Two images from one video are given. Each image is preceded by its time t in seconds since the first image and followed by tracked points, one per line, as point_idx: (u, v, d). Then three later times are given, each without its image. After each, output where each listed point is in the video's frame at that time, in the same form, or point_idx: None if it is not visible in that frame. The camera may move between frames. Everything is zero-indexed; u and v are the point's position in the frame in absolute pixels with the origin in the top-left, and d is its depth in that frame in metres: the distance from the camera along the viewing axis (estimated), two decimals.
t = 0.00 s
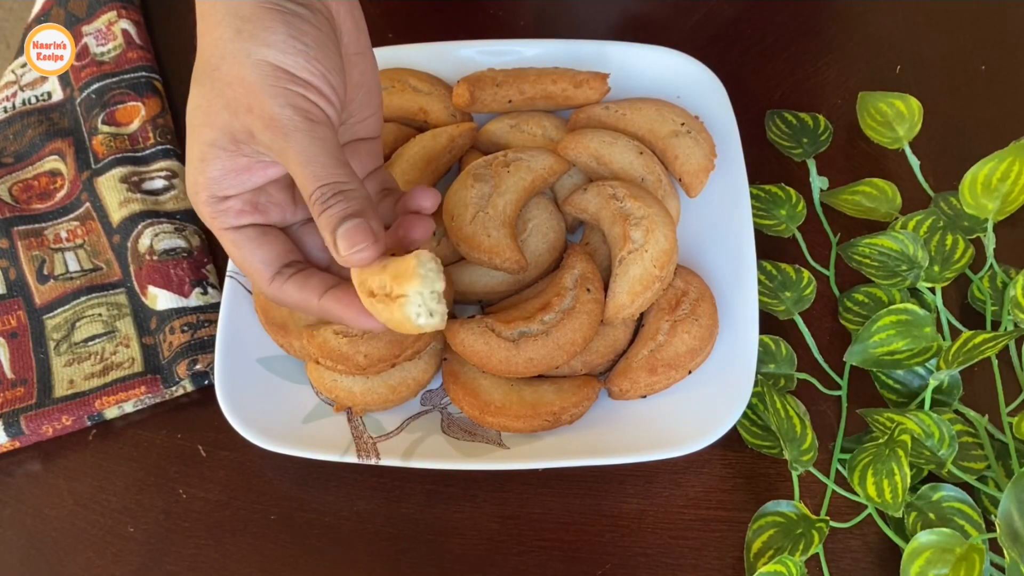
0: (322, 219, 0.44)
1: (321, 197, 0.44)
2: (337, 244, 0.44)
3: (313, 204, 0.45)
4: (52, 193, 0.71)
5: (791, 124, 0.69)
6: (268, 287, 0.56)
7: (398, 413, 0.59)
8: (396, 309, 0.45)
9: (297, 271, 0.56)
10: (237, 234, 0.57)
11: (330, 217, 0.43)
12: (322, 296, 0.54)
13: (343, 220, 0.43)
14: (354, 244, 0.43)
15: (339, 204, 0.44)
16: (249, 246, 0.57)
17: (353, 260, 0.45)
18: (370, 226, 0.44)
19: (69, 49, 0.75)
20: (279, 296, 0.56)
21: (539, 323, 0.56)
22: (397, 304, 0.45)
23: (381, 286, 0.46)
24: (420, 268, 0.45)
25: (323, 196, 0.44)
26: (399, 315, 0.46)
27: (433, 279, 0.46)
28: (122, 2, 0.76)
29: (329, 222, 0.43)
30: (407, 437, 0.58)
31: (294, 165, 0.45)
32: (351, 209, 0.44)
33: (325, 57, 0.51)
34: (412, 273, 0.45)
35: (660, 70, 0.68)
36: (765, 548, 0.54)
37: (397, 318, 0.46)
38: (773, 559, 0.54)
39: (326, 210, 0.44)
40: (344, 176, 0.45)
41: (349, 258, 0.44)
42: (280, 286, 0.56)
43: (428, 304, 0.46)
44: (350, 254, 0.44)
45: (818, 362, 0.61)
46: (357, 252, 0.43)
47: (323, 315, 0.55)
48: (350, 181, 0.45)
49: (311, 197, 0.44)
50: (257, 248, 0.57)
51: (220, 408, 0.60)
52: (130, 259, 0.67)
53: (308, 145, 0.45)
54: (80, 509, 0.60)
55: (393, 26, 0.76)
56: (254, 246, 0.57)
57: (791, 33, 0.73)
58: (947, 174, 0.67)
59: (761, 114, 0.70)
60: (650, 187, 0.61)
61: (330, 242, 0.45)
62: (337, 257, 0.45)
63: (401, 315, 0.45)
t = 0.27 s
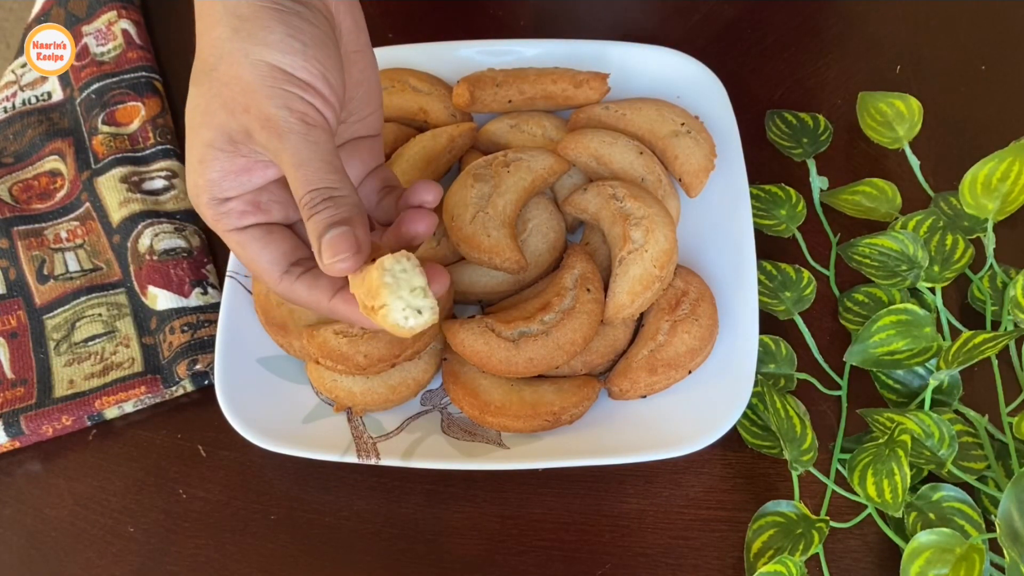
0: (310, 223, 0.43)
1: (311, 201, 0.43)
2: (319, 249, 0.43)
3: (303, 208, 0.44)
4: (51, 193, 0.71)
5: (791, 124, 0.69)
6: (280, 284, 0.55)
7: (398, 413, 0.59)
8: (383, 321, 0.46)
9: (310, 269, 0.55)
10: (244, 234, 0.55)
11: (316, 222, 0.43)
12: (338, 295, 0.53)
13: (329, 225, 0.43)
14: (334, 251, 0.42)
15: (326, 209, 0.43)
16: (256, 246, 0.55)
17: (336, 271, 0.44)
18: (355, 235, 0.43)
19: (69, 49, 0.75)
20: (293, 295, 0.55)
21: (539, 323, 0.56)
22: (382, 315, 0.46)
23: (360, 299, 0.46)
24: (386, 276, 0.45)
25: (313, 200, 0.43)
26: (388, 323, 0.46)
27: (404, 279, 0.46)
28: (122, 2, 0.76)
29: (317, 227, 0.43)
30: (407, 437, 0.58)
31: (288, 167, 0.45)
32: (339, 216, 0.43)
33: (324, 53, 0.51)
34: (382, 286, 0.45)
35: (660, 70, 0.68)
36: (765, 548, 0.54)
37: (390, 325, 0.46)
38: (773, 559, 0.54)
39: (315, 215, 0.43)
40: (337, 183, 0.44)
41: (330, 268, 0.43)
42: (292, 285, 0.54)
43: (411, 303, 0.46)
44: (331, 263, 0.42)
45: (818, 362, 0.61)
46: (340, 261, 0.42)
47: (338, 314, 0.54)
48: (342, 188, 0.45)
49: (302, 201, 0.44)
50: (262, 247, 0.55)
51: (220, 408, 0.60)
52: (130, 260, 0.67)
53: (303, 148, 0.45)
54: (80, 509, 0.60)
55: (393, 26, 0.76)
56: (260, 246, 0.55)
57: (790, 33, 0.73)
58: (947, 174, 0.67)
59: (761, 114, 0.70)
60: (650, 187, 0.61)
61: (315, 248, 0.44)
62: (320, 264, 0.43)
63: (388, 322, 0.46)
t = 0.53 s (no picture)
0: (305, 204, 0.43)
1: (305, 182, 0.43)
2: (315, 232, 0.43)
3: (295, 190, 0.44)
4: (52, 193, 0.71)
5: (791, 124, 0.69)
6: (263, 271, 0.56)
7: (398, 414, 0.59)
8: (375, 304, 0.46)
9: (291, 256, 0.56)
10: (231, 216, 0.56)
11: (310, 204, 0.43)
12: (318, 281, 0.54)
13: (323, 207, 0.43)
14: (329, 234, 0.42)
15: (319, 192, 0.43)
16: (243, 228, 0.56)
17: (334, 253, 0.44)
18: (349, 217, 0.43)
19: (69, 49, 0.75)
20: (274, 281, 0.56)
21: (539, 323, 0.56)
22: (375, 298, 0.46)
23: (355, 278, 0.46)
24: (385, 259, 0.45)
25: (307, 181, 0.43)
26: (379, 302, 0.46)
27: (405, 262, 0.46)
28: (122, 2, 0.76)
29: (311, 208, 0.43)
30: (407, 437, 0.58)
31: (280, 148, 0.45)
32: (333, 197, 0.43)
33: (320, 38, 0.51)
34: (379, 269, 0.45)
35: (660, 70, 0.68)
36: (765, 548, 0.54)
37: (380, 305, 0.46)
38: (773, 559, 0.54)
39: (307, 197, 0.43)
40: (330, 164, 0.44)
41: (327, 250, 0.44)
42: (274, 270, 0.55)
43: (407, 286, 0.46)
44: (327, 245, 0.43)
45: (819, 362, 0.61)
46: (336, 243, 0.43)
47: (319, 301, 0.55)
48: (335, 170, 0.45)
49: (294, 183, 0.44)
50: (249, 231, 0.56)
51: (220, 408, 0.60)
52: (130, 260, 0.67)
53: (296, 129, 0.45)
54: (80, 509, 0.60)
55: (393, 26, 0.76)
56: (246, 229, 0.56)
57: (790, 33, 0.73)
58: (947, 174, 0.67)
59: (761, 114, 0.70)
60: (650, 187, 0.61)
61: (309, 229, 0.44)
62: (315, 245, 0.44)
63: (381, 302, 0.46)
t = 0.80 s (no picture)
0: (313, 159, 0.45)
1: (310, 137, 0.45)
2: (328, 186, 0.45)
3: (299, 144, 0.46)
4: (52, 193, 0.71)
5: (791, 124, 0.69)
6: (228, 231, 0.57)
7: (398, 414, 0.59)
8: (385, 252, 0.49)
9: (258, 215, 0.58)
10: (206, 173, 0.57)
11: (319, 157, 0.45)
12: (287, 238, 0.56)
13: (333, 161, 0.45)
14: (345, 186, 0.45)
15: (327, 146, 0.45)
16: (219, 187, 0.58)
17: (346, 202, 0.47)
18: (359, 168, 0.46)
19: (69, 49, 0.75)
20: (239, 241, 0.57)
21: (539, 323, 0.56)
22: (386, 246, 0.49)
23: (373, 225, 0.50)
24: (418, 221, 0.50)
25: (312, 136, 0.45)
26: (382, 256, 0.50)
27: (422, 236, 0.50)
28: (122, 2, 0.76)
29: (320, 162, 0.45)
30: (407, 437, 0.58)
31: (282, 106, 0.46)
32: (340, 150, 0.45)
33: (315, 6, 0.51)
34: (410, 227, 0.49)
35: (660, 70, 0.68)
36: (765, 548, 0.54)
37: (382, 259, 0.50)
38: (773, 559, 0.54)
39: (315, 151, 0.45)
40: (331, 119, 0.46)
41: (338, 199, 0.46)
42: (242, 229, 0.57)
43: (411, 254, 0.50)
44: (343, 195, 0.46)
45: (819, 362, 0.61)
46: (352, 193, 0.45)
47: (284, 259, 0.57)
48: (336, 124, 0.46)
49: (297, 138, 0.46)
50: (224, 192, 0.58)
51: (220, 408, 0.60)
52: (130, 259, 0.67)
53: (296, 87, 0.46)
54: (80, 509, 0.60)
55: (393, 26, 0.76)
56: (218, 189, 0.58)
57: (790, 33, 0.73)
58: (947, 174, 0.67)
59: (761, 114, 0.70)
60: (650, 187, 0.61)
61: (319, 183, 0.46)
62: (328, 196, 0.46)
63: (387, 258, 0.50)
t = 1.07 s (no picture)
0: (334, 172, 0.48)
1: (332, 150, 0.48)
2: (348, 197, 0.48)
3: (320, 156, 0.48)
4: (52, 193, 0.71)
5: (791, 124, 0.69)
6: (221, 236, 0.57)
7: (398, 414, 0.59)
8: (410, 267, 0.51)
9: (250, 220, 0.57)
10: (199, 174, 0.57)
11: (342, 170, 0.48)
12: (281, 243, 0.56)
13: (355, 175, 0.48)
14: (365, 199, 0.48)
15: (349, 160, 0.48)
16: (212, 189, 0.57)
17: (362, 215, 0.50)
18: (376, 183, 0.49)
19: (69, 49, 0.75)
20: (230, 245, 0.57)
21: (539, 324, 0.56)
22: (412, 262, 0.51)
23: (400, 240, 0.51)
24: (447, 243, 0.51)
25: (333, 150, 0.48)
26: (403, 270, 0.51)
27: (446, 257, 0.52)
28: (122, 2, 0.76)
29: (341, 176, 0.48)
30: (407, 437, 0.58)
31: (305, 117, 0.49)
32: (358, 165, 0.48)
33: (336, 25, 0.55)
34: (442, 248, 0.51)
35: (660, 70, 0.68)
36: (765, 548, 0.54)
37: (403, 273, 0.51)
38: (773, 559, 0.54)
39: (337, 163, 0.48)
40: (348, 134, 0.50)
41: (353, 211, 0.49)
42: (235, 232, 0.56)
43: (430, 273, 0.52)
44: (364, 210, 0.48)
45: (819, 362, 0.61)
46: (372, 207, 0.48)
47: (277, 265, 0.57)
48: (353, 139, 0.50)
49: (320, 150, 0.48)
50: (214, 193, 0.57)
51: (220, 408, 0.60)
52: (130, 259, 0.67)
53: (320, 100, 0.49)
54: (80, 509, 0.60)
55: (393, 26, 0.76)
56: (211, 191, 0.57)
57: (790, 33, 0.73)
58: (947, 174, 0.67)
59: (761, 114, 0.70)
60: (650, 187, 0.61)
61: (336, 193, 0.49)
62: (348, 209, 0.49)
63: (411, 274, 0.51)
